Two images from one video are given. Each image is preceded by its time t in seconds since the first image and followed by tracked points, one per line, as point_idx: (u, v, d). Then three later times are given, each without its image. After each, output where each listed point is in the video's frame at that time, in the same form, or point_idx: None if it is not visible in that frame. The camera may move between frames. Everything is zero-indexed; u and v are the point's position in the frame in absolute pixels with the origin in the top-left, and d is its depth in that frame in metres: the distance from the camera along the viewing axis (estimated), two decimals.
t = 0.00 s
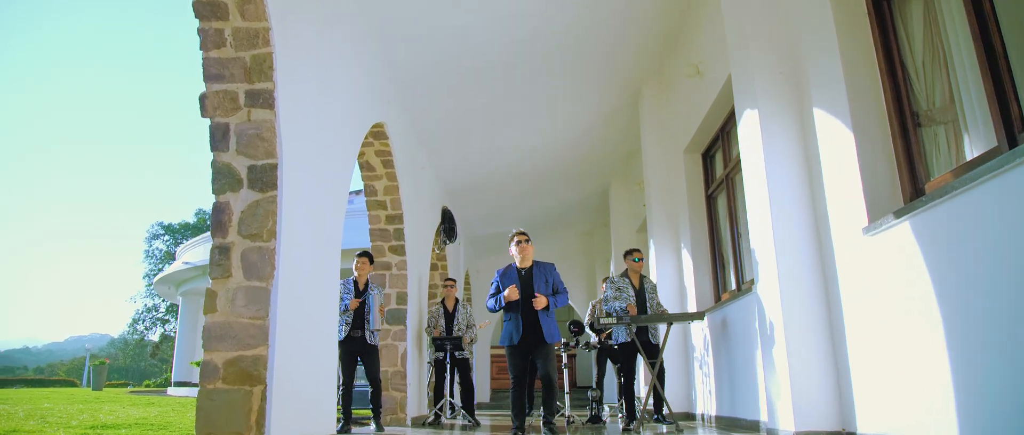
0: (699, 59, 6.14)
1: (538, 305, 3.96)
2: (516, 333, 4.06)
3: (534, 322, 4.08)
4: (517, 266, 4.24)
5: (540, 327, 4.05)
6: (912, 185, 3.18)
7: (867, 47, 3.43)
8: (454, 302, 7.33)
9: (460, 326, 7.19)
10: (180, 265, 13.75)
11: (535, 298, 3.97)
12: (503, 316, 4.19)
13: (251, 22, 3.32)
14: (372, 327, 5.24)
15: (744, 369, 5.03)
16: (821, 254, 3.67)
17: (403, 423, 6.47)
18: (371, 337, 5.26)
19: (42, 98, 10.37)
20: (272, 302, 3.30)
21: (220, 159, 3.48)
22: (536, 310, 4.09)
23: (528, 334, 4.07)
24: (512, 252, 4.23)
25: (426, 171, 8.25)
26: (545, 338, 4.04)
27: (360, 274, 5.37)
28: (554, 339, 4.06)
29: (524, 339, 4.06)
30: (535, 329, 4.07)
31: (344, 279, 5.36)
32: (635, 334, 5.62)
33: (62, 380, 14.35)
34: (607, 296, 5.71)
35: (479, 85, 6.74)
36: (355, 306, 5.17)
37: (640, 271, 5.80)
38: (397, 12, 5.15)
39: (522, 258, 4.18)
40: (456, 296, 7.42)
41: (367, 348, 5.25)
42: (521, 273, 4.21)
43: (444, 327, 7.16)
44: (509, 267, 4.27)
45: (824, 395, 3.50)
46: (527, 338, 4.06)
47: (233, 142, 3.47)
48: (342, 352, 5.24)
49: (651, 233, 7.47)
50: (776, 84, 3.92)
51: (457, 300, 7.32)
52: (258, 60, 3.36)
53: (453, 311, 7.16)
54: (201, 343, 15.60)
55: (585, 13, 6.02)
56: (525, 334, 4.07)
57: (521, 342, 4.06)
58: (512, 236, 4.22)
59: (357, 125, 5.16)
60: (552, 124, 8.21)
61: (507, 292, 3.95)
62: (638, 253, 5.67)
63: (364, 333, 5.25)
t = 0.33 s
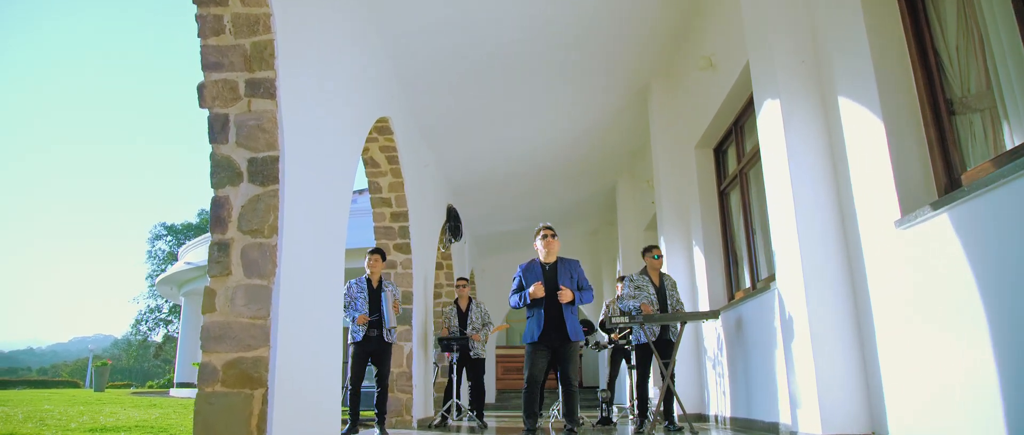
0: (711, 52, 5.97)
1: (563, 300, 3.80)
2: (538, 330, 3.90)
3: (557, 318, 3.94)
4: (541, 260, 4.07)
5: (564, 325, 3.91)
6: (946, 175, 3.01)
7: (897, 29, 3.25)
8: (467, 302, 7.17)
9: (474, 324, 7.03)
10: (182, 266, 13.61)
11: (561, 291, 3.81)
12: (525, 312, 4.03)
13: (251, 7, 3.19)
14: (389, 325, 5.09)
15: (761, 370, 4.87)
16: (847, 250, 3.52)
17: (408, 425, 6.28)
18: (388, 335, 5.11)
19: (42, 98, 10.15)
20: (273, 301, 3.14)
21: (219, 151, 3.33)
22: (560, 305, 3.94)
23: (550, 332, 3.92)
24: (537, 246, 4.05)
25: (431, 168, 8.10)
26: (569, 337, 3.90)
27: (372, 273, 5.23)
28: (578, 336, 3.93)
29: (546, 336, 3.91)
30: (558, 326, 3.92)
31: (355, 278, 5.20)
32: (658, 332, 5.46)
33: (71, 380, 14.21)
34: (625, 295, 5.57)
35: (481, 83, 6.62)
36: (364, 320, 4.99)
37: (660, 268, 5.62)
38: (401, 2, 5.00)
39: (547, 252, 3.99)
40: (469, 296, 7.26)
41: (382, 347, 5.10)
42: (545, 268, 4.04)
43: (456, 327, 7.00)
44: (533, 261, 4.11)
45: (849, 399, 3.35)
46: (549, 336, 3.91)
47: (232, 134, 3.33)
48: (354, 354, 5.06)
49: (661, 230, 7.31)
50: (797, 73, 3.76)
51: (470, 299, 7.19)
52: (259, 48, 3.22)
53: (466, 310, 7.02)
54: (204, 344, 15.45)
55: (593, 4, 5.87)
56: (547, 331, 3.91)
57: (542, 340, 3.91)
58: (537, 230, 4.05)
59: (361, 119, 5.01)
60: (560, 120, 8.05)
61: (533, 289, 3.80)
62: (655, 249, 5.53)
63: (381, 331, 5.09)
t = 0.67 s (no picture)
0: (722, 40, 5.81)
1: (570, 303, 3.63)
2: (541, 325, 3.75)
3: (563, 316, 3.76)
4: (559, 254, 3.91)
5: (570, 324, 3.73)
6: (980, 159, 2.84)
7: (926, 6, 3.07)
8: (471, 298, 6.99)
9: (477, 322, 6.87)
10: (183, 266, 13.44)
11: (568, 293, 3.64)
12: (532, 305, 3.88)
13: None
14: (368, 324, 4.82)
15: (776, 366, 4.70)
16: (870, 241, 3.34)
17: (410, 426, 6.13)
18: (382, 333, 4.92)
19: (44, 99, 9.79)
20: (267, 294, 2.97)
21: (209, 138, 3.16)
22: (567, 305, 3.76)
23: (554, 330, 3.75)
24: (558, 242, 3.88)
25: (434, 163, 7.94)
26: (574, 339, 3.72)
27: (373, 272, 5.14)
28: (584, 340, 3.74)
29: (549, 334, 3.74)
30: (563, 325, 3.75)
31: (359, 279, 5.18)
32: (664, 331, 5.28)
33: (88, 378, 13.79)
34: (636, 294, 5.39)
35: (484, 74, 6.46)
36: (355, 305, 4.92)
37: (671, 267, 5.44)
38: None
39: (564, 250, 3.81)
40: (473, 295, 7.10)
41: (377, 347, 4.91)
42: (560, 264, 3.88)
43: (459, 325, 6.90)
44: (549, 253, 3.95)
45: (875, 397, 3.18)
46: (553, 334, 3.75)
47: (223, 120, 3.15)
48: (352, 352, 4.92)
49: (670, 225, 7.14)
50: (817, 55, 3.59)
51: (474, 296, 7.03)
52: (251, 28, 3.05)
53: (469, 307, 6.87)
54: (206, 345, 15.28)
55: None
56: (551, 329, 3.75)
57: (547, 338, 3.74)
58: (561, 224, 3.84)
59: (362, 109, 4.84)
60: (565, 113, 7.89)
61: (539, 281, 3.64)
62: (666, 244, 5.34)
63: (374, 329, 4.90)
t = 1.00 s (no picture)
0: (730, 26, 5.62)
1: (564, 290, 3.46)
2: (531, 318, 3.57)
3: (553, 309, 3.59)
4: (548, 246, 3.73)
5: (560, 317, 3.57)
6: (1015, 141, 2.65)
7: None
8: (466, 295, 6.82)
9: (472, 319, 6.71)
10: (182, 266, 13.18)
11: (562, 280, 3.46)
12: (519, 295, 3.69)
13: None
14: (351, 316, 4.66)
15: (791, 363, 4.52)
16: (893, 228, 3.16)
17: (410, 426, 5.97)
18: (365, 327, 4.72)
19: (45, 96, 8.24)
20: (255, 284, 2.80)
21: (195, 120, 2.99)
22: (558, 295, 3.60)
23: (542, 323, 3.59)
24: (544, 233, 3.71)
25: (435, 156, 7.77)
26: (564, 333, 3.56)
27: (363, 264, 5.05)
28: (575, 334, 3.57)
29: (538, 327, 3.57)
30: (554, 318, 3.58)
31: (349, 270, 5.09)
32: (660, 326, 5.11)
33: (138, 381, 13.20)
34: (638, 287, 5.22)
35: (485, 65, 6.29)
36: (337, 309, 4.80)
37: (673, 258, 5.24)
38: None
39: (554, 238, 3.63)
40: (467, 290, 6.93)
41: (360, 343, 4.74)
42: (549, 255, 3.70)
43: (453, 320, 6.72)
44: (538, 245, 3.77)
45: (898, 394, 3.00)
46: (543, 327, 3.58)
47: (209, 101, 2.98)
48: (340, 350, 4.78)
49: (677, 219, 6.95)
50: (835, 34, 3.40)
51: (469, 292, 6.84)
52: (238, 4, 2.88)
53: (464, 303, 6.72)
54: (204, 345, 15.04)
55: None
56: (540, 322, 3.58)
57: (534, 333, 3.57)
58: (548, 215, 3.67)
59: (361, 98, 4.67)
60: (568, 105, 7.71)
61: (531, 260, 3.45)
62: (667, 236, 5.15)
63: (357, 323, 4.73)
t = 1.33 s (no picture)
0: (740, 13, 5.42)
1: (557, 286, 3.27)
2: (528, 316, 3.36)
3: (551, 305, 3.39)
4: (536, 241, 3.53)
5: (558, 313, 3.37)
6: None
7: None
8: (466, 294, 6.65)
9: (470, 320, 6.48)
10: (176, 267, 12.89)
11: (555, 275, 3.28)
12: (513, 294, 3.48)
13: None
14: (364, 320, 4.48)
15: (807, 361, 4.30)
16: (920, 216, 2.96)
17: (410, 427, 5.76)
18: (366, 330, 4.52)
19: (46, 92, 5.94)
20: (236, 276, 2.60)
21: (174, 101, 2.80)
22: (553, 290, 3.40)
23: (540, 320, 3.38)
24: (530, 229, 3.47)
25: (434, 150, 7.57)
26: (563, 330, 3.35)
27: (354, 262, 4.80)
28: (573, 329, 3.37)
29: (537, 325, 3.36)
30: (552, 315, 3.38)
31: (334, 268, 4.79)
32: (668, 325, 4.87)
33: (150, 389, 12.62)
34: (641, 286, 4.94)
35: (486, 54, 6.10)
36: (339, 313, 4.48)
37: (677, 256, 5.05)
38: None
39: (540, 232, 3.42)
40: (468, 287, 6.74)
41: (359, 343, 4.53)
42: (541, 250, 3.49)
43: (451, 318, 6.49)
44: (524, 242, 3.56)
45: (929, 393, 2.80)
46: (540, 325, 3.37)
47: (189, 81, 2.79)
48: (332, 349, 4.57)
49: (684, 213, 6.75)
50: (855, 10, 3.21)
51: (469, 289, 6.65)
52: None
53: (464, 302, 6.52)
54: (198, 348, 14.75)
55: None
56: (538, 320, 3.37)
57: (531, 331, 3.36)
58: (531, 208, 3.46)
59: (356, 84, 4.47)
60: (571, 97, 7.50)
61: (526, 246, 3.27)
62: (672, 231, 4.95)
63: (358, 326, 4.53)
